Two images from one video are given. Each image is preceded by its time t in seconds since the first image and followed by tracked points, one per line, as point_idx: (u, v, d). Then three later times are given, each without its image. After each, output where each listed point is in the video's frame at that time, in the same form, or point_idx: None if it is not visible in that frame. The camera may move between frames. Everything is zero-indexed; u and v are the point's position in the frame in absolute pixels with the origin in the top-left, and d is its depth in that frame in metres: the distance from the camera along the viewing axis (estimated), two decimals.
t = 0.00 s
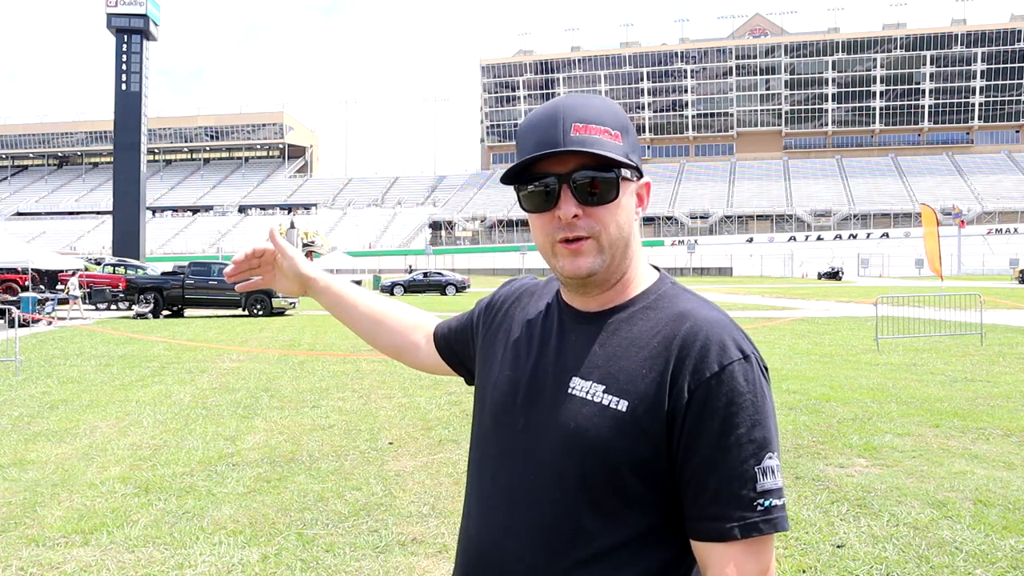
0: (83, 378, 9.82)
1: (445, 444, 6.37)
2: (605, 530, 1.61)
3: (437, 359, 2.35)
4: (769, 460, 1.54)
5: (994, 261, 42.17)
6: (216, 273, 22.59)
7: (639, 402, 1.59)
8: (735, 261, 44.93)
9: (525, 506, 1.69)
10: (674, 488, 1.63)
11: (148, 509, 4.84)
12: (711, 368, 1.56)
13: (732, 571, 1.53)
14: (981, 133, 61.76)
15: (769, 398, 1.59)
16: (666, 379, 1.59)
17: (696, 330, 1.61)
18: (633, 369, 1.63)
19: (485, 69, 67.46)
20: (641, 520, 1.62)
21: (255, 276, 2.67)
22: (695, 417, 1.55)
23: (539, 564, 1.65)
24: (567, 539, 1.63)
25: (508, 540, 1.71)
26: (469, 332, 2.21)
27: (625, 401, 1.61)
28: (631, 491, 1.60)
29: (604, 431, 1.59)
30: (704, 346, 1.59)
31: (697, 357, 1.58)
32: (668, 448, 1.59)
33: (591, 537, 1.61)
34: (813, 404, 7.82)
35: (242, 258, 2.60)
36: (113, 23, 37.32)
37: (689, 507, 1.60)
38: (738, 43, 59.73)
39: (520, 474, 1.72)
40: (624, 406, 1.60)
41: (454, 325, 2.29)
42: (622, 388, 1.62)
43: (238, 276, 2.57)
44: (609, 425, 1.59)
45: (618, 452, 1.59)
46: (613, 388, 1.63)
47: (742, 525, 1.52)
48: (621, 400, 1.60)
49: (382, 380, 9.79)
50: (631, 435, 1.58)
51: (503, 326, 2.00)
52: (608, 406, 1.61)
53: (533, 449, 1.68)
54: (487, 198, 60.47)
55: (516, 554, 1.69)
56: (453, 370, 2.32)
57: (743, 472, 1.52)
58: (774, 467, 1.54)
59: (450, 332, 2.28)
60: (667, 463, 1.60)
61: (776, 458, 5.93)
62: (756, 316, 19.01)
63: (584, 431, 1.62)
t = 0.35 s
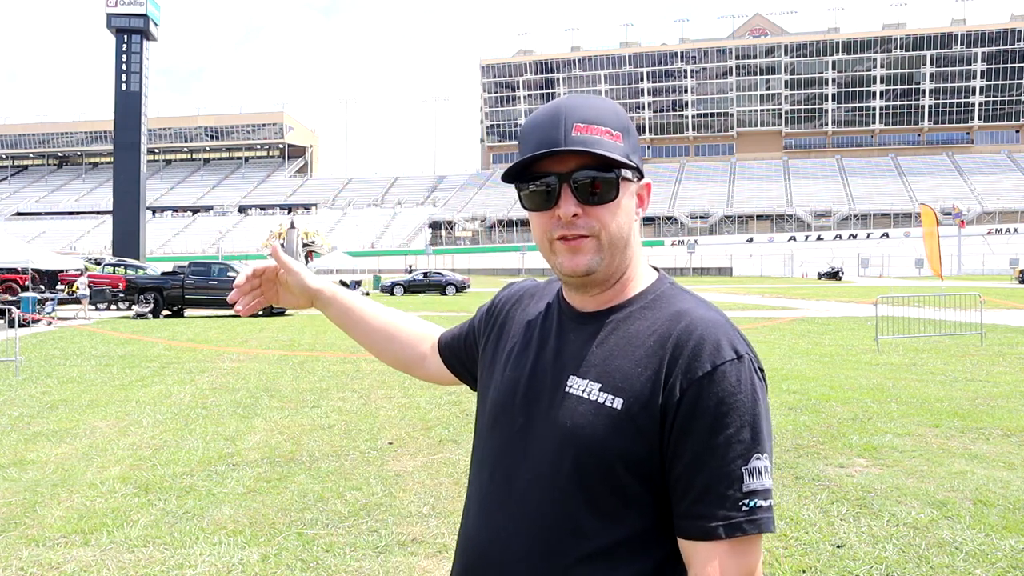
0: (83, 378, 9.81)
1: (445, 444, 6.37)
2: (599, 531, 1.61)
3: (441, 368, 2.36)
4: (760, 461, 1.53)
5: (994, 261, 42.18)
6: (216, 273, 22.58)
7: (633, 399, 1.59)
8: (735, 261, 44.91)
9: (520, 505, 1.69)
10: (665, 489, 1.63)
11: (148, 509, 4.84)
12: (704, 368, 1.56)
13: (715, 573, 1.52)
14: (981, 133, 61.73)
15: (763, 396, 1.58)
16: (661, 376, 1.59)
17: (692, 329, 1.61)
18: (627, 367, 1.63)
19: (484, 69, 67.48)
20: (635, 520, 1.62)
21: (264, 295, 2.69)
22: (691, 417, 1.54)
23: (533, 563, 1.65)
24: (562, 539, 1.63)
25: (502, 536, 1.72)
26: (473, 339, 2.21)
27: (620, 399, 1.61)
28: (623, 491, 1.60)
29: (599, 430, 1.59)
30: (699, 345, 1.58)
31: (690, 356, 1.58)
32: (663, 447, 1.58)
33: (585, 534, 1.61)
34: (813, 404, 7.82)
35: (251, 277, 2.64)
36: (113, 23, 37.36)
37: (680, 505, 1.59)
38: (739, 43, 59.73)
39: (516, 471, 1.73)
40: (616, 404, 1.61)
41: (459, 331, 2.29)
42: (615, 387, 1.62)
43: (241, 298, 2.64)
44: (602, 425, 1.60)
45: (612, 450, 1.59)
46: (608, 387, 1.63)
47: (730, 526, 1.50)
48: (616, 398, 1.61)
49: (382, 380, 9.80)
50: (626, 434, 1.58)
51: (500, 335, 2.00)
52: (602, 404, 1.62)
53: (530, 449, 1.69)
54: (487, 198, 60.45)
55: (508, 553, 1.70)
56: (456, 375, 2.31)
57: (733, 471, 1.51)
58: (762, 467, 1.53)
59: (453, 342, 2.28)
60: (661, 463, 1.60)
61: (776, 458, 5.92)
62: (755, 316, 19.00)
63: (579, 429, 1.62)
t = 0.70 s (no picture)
0: (83, 378, 9.81)
1: (445, 444, 6.36)
2: (604, 526, 1.61)
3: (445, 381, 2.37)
4: (764, 453, 1.53)
5: (994, 261, 42.18)
6: (216, 273, 22.59)
7: (634, 397, 1.59)
8: (735, 261, 44.88)
9: (522, 505, 1.69)
10: (670, 484, 1.63)
11: (148, 509, 4.85)
12: (705, 364, 1.56)
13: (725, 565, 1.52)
14: (981, 133, 61.71)
15: (764, 389, 1.58)
16: (661, 374, 1.59)
17: (690, 326, 1.61)
18: (629, 365, 1.63)
19: (484, 69, 67.51)
20: (640, 517, 1.61)
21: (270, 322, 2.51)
22: (694, 413, 1.54)
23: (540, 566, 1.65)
24: (566, 537, 1.62)
25: (505, 537, 1.72)
26: (471, 346, 2.21)
27: (619, 397, 1.61)
28: (627, 490, 1.60)
29: (601, 428, 1.59)
30: (699, 341, 1.58)
31: (691, 351, 1.58)
32: (664, 445, 1.59)
33: (589, 531, 1.61)
34: (813, 404, 7.82)
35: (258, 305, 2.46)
36: (113, 23, 37.35)
37: (684, 498, 1.59)
38: (739, 43, 59.72)
39: (517, 473, 1.73)
40: (618, 401, 1.61)
41: (458, 342, 2.29)
42: (616, 383, 1.62)
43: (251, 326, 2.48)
44: (605, 422, 1.60)
45: (614, 448, 1.59)
46: (609, 385, 1.63)
47: (739, 517, 1.51)
48: (617, 395, 1.61)
49: (382, 380, 9.79)
50: (628, 431, 1.58)
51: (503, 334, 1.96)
52: (604, 402, 1.62)
53: (532, 450, 1.69)
54: (487, 198, 60.42)
55: (513, 552, 1.69)
56: (458, 388, 2.32)
57: (736, 464, 1.51)
58: (768, 458, 1.53)
59: (452, 353, 2.29)
60: (663, 460, 1.60)
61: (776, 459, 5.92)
62: (755, 317, 18.99)
63: (581, 427, 1.62)
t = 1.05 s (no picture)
0: (83, 378, 9.81)
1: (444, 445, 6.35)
2: (623, 520, 1.60)
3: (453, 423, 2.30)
4: (771, 446, 1.53)
5: (994, 261, 42.22)
6: (216, 273, 22.60)
7: (650, 393, 1.60)
8: (735, 261, 44.91)
9: (539, 506, 1.67)
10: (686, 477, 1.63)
11: (148, 509, 4.85)
12: (719, 359, 1.57)
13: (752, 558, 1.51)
14: (981, 133, 61.71)
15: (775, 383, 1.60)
16: (676, 368, 1.60)
17: (704, 325, 1.63)
18: (644, 362, 1.63)
19: (484, 69, 67.56)
20: (658, 509, 1.61)
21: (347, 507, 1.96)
22: (709, 405, 1.56)
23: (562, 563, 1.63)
24: (583, 531, 1.62)
25: (520, 536, 1.70)
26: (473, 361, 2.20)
27: (634, 394, 1.61)
28: (644, 489, 1.60)
29: (616, 424, 1.60)
30: (714, 338, 1.60)
31: (705, 349, 1.59)
32: (680, 438, 1.59)
33: (605, 528, 1.61)
34: (812, 404, 7.83)
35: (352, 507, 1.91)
36: (113, 23, 37.35)
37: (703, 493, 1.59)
38: (738, 43, 59.75)
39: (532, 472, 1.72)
40: (633, 398, 1.61)
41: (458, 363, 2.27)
42: (631, 380, 1.63)
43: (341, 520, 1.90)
44: (621, 418, 1.60)
45: (629, 442, 1.59)
46: (625, 382, 1.63)
47: (760, 508, 1.51)
48: (633, 392, 1.61)
49: (382, 380, 9.79)
50: (646, 425, 1.59)
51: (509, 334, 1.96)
52: (618, 399, 1.62)
53: (548, 447, 1.68)
54: (487, 198, 60.43)
55: (528, 549, 1.68)
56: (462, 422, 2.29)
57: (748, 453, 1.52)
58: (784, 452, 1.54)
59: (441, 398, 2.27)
60: (679, 453, 1.60)
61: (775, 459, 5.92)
62: (756, 317, 18.97)
63: (595, 425, 1.62)
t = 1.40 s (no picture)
0: (83, 378, 9.81)
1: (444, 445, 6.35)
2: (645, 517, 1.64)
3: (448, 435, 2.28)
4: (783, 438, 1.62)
5: (994, 261, 42.19)
6: (216, 273, 22.59)
7: (669, 397, 1.65)
8: (735, 261, 44.88)
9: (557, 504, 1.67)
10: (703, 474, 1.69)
11: (147, 509, 4.84)
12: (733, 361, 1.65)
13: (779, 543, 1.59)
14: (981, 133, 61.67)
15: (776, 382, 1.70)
16: (694, 370, 1.66)
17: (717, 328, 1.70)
18: (659, 363, 1.68)
19: (484, 69, 67.58)
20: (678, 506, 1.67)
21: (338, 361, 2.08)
22: (726, 406, 1.63)
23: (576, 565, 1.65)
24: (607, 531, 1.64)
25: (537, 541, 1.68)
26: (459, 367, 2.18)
27: (652, 396, 1.66)
28: (668, 482, 1.65)
29: (640, 427, 1.63)
30: (726, 343, 1.68)
31: (718, 351, 1.67)
32: (700, 436, 1.66)
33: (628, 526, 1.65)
34: (812, 404, 7.82)
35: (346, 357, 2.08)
36: (113, 23, 37.32)
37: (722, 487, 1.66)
38: (738, 43, 59.71)
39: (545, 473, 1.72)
40: (653, 400, 1.65)
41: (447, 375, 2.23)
42: (647, 380, 1.67)
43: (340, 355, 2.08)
44: (643, 420, 1.64)
45: (651, 442, 1.63)
46: (641, 383, 1.67)
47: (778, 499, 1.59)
48: (652, 394, 1.65)
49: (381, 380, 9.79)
50: (666, 427, 1.63)
51: (504, 325, 1.98)
52: (637, 400, 1.66)
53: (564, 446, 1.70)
54: (487, 198, 60.41)
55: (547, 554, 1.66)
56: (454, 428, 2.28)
57: (773, 451, 1.59)
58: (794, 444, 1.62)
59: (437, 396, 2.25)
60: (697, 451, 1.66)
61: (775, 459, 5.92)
62: (756, 317, 18.96)
63: (615, 427, 1.64)
